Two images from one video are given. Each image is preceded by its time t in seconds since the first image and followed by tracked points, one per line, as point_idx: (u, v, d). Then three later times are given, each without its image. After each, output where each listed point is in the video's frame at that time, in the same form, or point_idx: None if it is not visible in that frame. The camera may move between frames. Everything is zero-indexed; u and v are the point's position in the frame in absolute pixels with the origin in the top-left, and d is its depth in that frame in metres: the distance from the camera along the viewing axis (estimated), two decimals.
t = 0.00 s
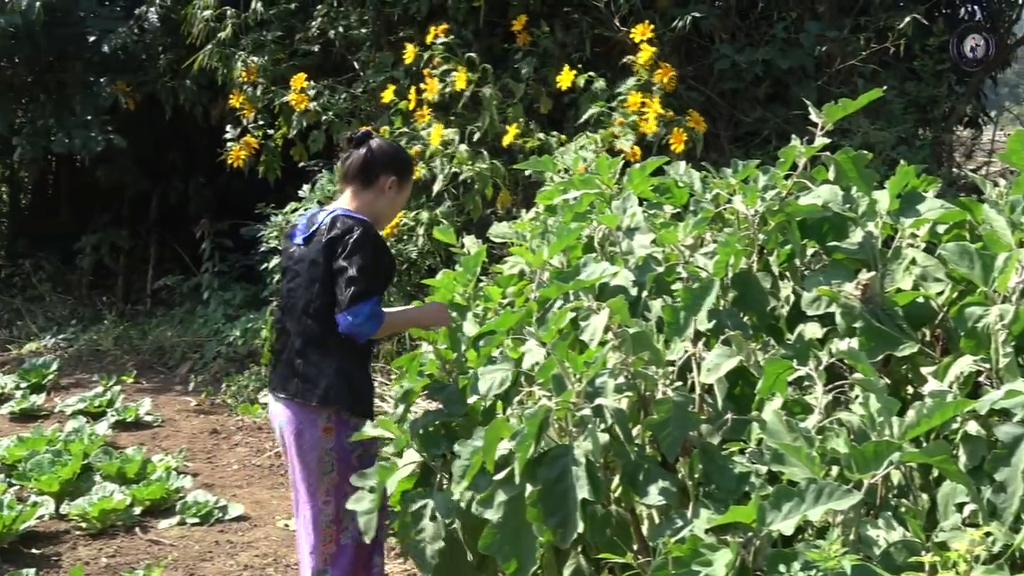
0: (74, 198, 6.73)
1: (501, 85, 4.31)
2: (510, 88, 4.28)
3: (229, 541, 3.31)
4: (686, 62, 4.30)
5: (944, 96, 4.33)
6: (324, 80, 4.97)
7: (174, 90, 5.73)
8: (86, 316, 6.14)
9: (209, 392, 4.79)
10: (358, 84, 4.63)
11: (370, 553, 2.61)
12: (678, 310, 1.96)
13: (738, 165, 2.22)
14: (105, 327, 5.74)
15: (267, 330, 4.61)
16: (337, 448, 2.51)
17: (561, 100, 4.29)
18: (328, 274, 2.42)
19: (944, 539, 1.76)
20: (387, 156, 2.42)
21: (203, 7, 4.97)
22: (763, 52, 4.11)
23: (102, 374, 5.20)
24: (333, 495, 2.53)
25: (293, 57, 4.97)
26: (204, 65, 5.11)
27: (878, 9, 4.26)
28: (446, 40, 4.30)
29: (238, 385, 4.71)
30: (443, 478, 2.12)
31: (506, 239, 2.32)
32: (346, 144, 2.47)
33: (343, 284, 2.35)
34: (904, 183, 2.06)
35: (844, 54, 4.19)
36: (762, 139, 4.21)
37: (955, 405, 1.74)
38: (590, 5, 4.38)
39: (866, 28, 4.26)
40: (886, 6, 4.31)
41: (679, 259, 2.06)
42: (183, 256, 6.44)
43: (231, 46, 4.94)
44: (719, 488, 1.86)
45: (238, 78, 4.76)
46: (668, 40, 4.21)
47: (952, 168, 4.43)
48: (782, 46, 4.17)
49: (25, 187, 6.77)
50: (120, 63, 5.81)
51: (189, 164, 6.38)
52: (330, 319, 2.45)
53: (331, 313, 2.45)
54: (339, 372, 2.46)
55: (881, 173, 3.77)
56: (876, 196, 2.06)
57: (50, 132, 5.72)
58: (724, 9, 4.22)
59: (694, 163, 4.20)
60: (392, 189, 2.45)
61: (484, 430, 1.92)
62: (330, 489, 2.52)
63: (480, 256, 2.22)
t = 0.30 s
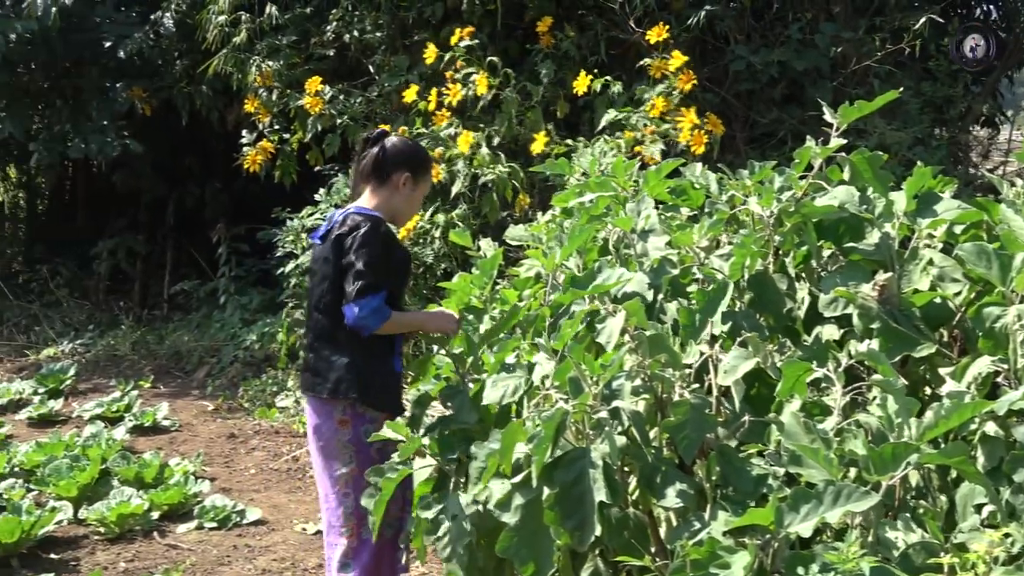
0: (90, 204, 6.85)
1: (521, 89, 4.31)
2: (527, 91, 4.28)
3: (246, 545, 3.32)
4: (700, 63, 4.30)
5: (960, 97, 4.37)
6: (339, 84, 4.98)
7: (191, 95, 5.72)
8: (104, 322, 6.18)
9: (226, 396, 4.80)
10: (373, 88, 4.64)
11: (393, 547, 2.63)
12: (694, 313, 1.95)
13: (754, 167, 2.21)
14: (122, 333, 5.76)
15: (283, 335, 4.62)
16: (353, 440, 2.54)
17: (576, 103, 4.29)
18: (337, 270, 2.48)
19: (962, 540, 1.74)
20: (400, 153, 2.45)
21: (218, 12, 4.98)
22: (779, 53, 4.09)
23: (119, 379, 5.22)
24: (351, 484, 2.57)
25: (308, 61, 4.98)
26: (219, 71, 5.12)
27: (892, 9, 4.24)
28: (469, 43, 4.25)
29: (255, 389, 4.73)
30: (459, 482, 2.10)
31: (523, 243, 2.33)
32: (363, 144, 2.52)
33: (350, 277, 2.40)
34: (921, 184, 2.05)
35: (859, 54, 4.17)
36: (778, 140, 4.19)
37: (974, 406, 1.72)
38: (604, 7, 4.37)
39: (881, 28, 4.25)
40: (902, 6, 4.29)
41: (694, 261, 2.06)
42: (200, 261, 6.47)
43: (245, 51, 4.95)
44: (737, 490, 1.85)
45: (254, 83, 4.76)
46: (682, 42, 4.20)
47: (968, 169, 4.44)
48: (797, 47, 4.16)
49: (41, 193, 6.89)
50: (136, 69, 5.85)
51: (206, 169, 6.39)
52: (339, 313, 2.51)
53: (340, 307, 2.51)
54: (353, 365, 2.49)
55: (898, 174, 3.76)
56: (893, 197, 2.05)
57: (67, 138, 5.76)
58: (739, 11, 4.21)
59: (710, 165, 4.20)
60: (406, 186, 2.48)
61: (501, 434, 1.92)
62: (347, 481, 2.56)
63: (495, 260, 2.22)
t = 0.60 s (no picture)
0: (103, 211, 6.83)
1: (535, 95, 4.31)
2: (539, 97, 4.28)
3: (259, 553, 3.32)
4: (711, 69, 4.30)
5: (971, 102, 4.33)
6: (350, 91, 4.98)
7: (203, 103, 5.72)
8: (117, 328, 6.22)
9: (239, 403, 4.82)
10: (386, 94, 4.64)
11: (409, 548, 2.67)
12: (703, 318, 1.94)
13: (767, 174, 2.21)
14: (134, 339, 5.78)
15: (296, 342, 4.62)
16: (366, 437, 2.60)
17: (589, 109, 4.29)
18: (348, 263, 2.54)
19: (976, 548, 1.73)
20: (421, 154, 2.51)
21: (230, 20, 4.99)
22: (791, 59, 4.10)
23: (132, 386, 5.25)
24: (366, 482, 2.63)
25: (321, 68, 4.99)
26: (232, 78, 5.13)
27: (904, 14, 4.26)
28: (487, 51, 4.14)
29: (268, 395, 4.75)
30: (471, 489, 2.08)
31: (535, 249, 2.33)
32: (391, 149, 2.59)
33: (353, 269, 2.46)
34: (933, 189, 2.05)
35: (871, 59, 4.16)
36: (790, 146, 4.17)
37: (987, 413, 1.71)
38: (616, 13, 4.37)
39: (893, 33, 4.25)
40: (914, 11, 4.29)
41: (707, 268, 2.05)
42: (212, 267, 6.49)
43: (258, 58, 4.97)
44: (749, 497, 1.85)
45: (266, 90, 4.79)
46: (695, 48, 4.20)
47: (981, 174, 4.45)
48: (810, 53, 4.15)
49: (55, 201, 6.84)
50: (149, 76, 5.88)
51: (218, 177, 6.42)
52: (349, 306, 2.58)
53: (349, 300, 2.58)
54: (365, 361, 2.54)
55: (911, 180, 3.75)
56: (905, 202, 2.04)
57: (80, 146, 5.79)
58: (752, 16, 4.21)
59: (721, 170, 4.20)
60: (426, 188, 2.52)
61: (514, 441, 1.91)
62: (361, 478, 2.62)
63: (508, 267, 2.23)
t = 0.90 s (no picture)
0: (104, 218, 6.77)
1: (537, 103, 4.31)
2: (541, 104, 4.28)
3: (260, 560, 3.31)
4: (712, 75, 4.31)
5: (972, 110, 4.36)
6: (352, 98, 4.98)
7: (204, 109, 5.74)
8: (118, 336, 6.23)
9: (239, 410, 4.82)
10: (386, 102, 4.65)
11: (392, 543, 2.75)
12: (708, 326, 1.94)
13: (768, 180, 2.21)
14: (135, 347, 5.78)
15: (296, 349, 4.61)
16: (346, 433, 2.71)
17: (590, 116, 4.29)
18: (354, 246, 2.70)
19: (975, 555, 1.74)
20: (451, 172, 2.65)
21: (232, 28, 5.01)
22: (792, 66, 4.10)
23: (132, 394, 5.25)
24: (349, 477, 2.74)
25: (322, 75, 5.00)
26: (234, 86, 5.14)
27: (906, 20, 4.25)
28: (488, 60, 4.16)
29: (268, 404, 4.74)
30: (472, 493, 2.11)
31: (536, 256, 2.33)
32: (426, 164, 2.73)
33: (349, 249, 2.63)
34: (933, 196, 2.04)
35: (872, 66, 4.17)
36: (791, 153, 4.19)
37: (987, 420, 1.72)
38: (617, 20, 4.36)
39: (894, 40, 4.26)
40: (915, 18, 4.30)
41: (709, 274, 2.06)
42: (213, 275, 6.47)
43: (260, 66, 4.98)
44: (749, 504, 1.85)
45: (267, 96, 4.83)
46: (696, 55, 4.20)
47: (982, 181, 4.46)
48: (811, 60, 4.16)
49: (56, 208, 6.84)
50: (150, 82, 5.90)
51: (219, 183, 6.42)
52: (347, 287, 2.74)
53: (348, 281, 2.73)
54: (344, 350, 2.68)
55: (913, 186, 3.76)
56: (907, 210, 2.03)
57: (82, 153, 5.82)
58: (753, 24, 4.22)
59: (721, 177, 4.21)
60: (451, 204, 2.66)
61: (514, 447, 1.90)
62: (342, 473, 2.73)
63: (508, 273, 2.22)
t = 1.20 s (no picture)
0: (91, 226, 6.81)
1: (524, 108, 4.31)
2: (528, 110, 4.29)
3: (246, 568, 3.31)
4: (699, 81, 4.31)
5: (960, 115, 4.39)
6: (338, 105, 4.98)
7: (191, 116, 5.73)
8: (104, 343, 6.22)
9: (226, 417, 4.81)
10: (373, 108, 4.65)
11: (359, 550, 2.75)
12: (691, 331, 1.95)
13: (753, 186, 2.21)
14: (122, 354, 5.77)
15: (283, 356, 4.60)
16: (321, 434, 2.71)
17: (577, 122, 4.30)
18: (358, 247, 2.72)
19: (961, 560, 1.74)
20: (464, 204, 2.66)
21: (219, 34, 5.01)
22: (778, 72, 4.12)
23: (119, 401, 5.24)
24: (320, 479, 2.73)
25: (308, 82, 5.00)
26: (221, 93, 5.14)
27: (892, 26, 4.26)
28: (474, 66, 4.19)
29: (255, 411, 4.72)
30: (456, 509, 2.10)
31: (522, 262, 2.33)
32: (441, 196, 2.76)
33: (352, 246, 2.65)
34: (919, 201, 2.03)
35: (858, 72, 4.18)
36: (778, 159, 4.18)
37: (972, 425, 1.73)
38: (604, 26, 4.36)
39: (880, 46, 4.27)
40: (900, 24, 4.32)
41: (693, 280, 2.05)
42: (200, 282, 6.48)
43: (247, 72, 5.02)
44: (735, 510, 1.85)
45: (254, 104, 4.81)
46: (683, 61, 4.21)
47: (968, 186, 4.48)
48: (797, 66, 4.18)
49: (43, 215, 6.82)
50: (138, 90, 5.86)
51: (205, 191, 6.43)
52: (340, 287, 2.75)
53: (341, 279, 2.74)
54: (325, 347, 2.69)
55: (898, 192, 3.77)
56: (892, 215, 2.04)
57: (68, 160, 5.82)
58: (738, 30, 4.23)
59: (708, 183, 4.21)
60: (461, 233, 2.67)
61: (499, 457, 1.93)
62: (314, 473, 2.72)
63: (495, 280, 2.22)
